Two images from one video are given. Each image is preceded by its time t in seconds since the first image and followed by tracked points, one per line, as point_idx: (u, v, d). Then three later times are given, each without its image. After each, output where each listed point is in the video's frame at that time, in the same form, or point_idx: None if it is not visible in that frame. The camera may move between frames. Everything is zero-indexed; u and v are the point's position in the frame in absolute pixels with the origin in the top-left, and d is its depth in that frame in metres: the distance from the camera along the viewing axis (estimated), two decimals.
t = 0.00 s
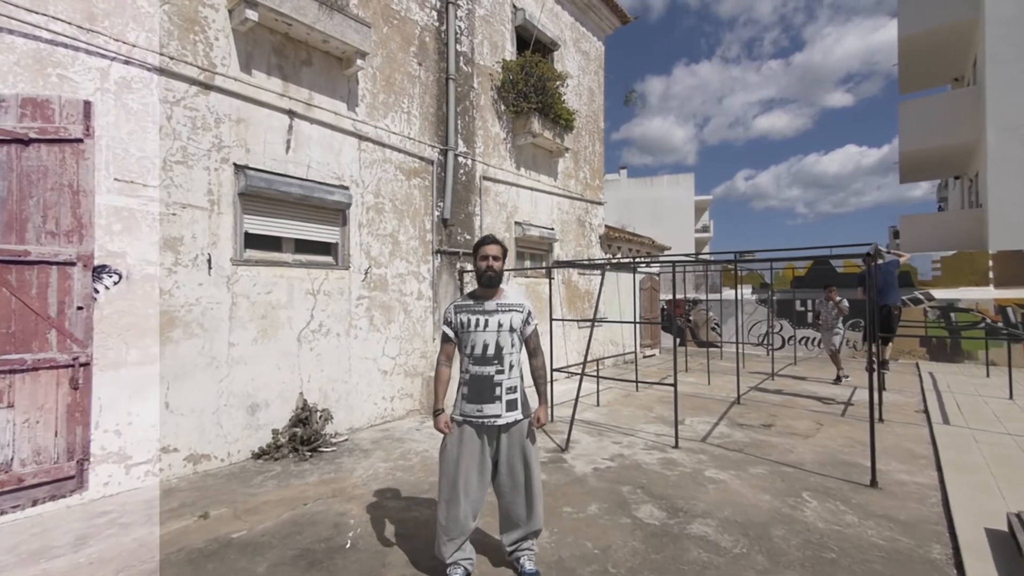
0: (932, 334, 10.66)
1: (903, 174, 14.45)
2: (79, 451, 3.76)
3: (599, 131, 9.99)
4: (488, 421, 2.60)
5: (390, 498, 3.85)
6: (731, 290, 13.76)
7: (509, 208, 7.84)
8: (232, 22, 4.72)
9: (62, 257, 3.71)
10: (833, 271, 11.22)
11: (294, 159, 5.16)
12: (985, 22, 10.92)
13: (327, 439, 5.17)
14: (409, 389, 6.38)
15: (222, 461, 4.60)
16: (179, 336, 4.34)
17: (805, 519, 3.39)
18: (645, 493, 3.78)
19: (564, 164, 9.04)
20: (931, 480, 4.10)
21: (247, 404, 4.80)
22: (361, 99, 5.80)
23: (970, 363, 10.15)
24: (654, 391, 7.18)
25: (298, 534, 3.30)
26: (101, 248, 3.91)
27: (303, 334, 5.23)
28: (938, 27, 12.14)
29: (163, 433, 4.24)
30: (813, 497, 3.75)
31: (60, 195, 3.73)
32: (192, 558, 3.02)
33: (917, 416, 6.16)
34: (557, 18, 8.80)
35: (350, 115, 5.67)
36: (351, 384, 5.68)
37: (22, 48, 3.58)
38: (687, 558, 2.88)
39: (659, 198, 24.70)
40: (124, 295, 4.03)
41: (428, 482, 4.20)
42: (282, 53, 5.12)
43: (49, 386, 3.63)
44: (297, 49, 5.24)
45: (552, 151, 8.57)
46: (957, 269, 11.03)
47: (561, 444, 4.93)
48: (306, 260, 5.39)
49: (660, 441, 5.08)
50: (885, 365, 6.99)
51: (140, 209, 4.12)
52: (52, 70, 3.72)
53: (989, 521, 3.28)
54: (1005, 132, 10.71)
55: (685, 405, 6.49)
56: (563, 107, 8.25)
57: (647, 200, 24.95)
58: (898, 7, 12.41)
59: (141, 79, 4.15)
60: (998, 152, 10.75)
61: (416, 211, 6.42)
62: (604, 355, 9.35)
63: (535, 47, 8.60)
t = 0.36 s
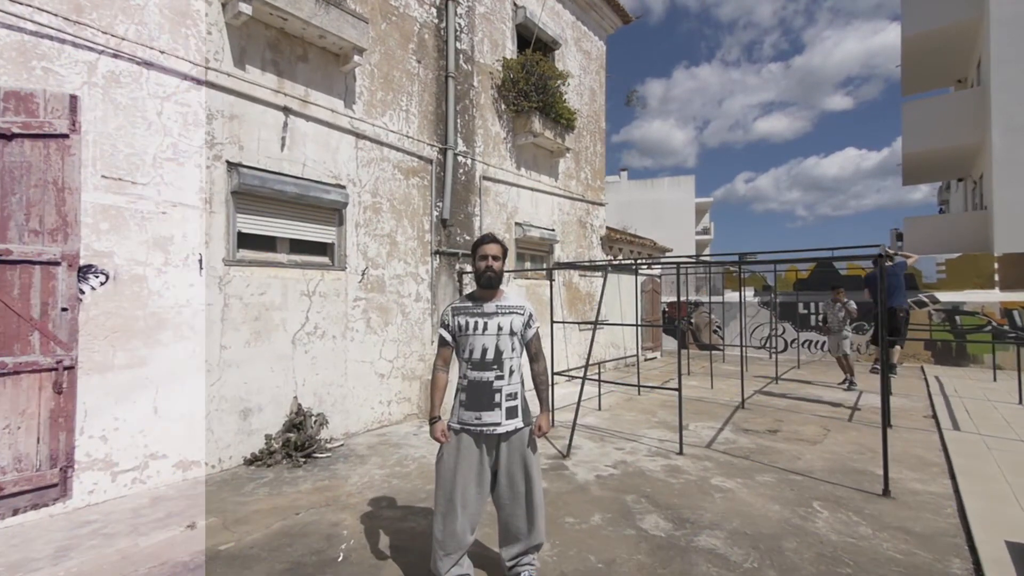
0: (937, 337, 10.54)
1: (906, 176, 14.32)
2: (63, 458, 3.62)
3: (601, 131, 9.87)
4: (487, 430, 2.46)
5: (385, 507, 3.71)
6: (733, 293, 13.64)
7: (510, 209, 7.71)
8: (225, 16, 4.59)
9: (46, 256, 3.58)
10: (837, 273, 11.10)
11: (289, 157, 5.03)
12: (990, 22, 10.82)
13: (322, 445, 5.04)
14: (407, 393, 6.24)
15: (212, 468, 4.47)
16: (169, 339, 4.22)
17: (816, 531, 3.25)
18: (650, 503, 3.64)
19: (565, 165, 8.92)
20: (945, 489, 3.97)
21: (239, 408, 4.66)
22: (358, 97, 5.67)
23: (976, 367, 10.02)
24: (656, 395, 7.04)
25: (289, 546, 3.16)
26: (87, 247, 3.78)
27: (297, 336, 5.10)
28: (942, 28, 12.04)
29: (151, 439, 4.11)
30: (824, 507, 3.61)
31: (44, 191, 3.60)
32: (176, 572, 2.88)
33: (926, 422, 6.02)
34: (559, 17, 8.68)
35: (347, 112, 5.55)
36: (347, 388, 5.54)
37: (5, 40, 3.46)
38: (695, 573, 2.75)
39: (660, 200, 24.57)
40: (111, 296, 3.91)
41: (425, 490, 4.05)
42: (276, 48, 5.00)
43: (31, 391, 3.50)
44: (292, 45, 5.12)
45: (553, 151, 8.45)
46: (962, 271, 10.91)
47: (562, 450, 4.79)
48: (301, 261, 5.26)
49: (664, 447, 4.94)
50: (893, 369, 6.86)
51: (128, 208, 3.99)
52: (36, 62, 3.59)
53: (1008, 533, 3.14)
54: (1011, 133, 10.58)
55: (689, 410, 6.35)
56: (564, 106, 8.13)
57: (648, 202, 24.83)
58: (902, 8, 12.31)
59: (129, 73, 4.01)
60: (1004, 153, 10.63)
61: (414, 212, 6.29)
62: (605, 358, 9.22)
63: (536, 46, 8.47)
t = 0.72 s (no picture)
0: (944, 342, 10.38)
1: (911, 177, 14.17)
2: (44, 467, 3.48)
3: (603, 132, 9.74)
4: (485, 441, 2.31)
5: (380, 519, 3.56)
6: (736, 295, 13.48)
7: (510, 210, 7.57)
8: (218, 10, 4.45)
9: (27, 256, 3.44)
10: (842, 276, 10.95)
11: (284, 155, 4.89)
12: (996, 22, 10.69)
13: (317, 451, 4.89)
14: (405, 398, 6.09)
15: (202, 476, 4.32)
16: (157, 342, 4.07)
17: (832, 546, 3.09)
18: (657, 515, 3.48)
19: (567, 165, 8.78)
20: (964, 501, 3.80)
21: (230, 414, 4.51)
22: (355, 94, 5.54)
23: (984, 372, 9.86)
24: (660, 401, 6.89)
25: (278, 561, 3.01)
26: (71, 247, 3.64)
27: (292, 339, 4.96)
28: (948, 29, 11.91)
29: (139, 447, 3.96)
30: (838, 520, 3.44)
31: (26, 189, 3.46)
32: None
33: (938, 429, 5.86)
34: (561, 15, 8.56)
35: (344, 110, 5.41)
36: (343, 393, 5.39)
37: None
38: None
39: (661, 202, 24.43)
40: (97, 298, 3.76)
41: (422, 501, 3.90)
42: (271, 44, 4.86)
43: (11, 397, 3.36)
44: (287, 40, 4.98)
45: (555, 151, 8.31)
46: (969, 275, 10.76)
47: (564, 458, 4.63)
48: (296, 262, 5.11)
49: (669, 454, 4.78)
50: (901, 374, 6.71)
51: (115, 206, 3.86)
52: (19, 55, 3.46)
53: None
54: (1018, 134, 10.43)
55: (694, 415, 6.19)
56: (566, 106, 7.99)
57: (649, 205, 24.70)
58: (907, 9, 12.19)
59: (117, 66, 3.88)
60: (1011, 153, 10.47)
61: (413, 212, 6.15)
62: (607, 362, 9.06)
63: (538, 44, 8.34)
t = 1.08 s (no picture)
0: (952, 345, 10.21)
1: (916, 179, 14.01)
2: (26, 477, 3.34)
3: (606, 133, 9.60)
4: (485, 455, 2.17)
5: (375, 532, 3.42)
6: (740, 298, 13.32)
7: (512, 211, 7.43)
8: (211, 5, 4.33)
9: (9, 258, 3.31)
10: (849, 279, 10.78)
11: (279, 155, 4.76)
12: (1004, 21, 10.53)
13: (312, 460, 4.74)
14: (403, 404, 5.94)
15: (193, 486, 4.18)
16: (146, 347, 3.94)
17: (850, 563, 2.93)
18: (664, 528, 3.33)
19: (569, 166, 8.64)
20: (985, 513, 3.64)
21: (222, 421, 4.37)
22: (353, 93, 5.41)
23: (994, 376, 9.67)
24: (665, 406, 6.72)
25: None
26: (56, 248, 3.51)
27: (286, 344, 4.82)
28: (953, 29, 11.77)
29: (126, 456, 3.82)
30: (855, 534, 3.28)
31: (9, 188, 3.33)
32: None
33: (952, 436, 5.69)
34: (563, 15, 8.44)
35: (341, 109, 5.28)
36: (340, 399, 5.24)
37: None
38: None
39: (663, 204, 24.28)
40: (83, 302, 3.63)
41: (420, 513, 3.75)
42: (266, 40, 4.73)
43: None
44: (283, 37, 4.84)
45: (557, 152, 8.18)
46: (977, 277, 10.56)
47: (567, 467, 4.48)
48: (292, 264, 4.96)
49: (676, 462, 4.62)
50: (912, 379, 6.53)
51: (103, 207, 3.73)
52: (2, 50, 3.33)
53: None
54: None
55: (700, 422, 6.03)
56: (569, 106, 7.86)
57: (651, 207, 24.56)
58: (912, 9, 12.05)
59: (106, 62, 3.75)
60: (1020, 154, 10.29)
61: (412, 213, 6.01)
62: (610, 366, 8.91)
63: (540, 44, 8.22)
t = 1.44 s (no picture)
0: (963, 348, 10.03)
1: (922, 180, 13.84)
2: (10, 487, 3.23)
3: (609, 133, 9.47)
4: (485, 468, 2.04)
5: (372, 544, 3.29)
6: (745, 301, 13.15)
7: (514, 212, 7.30)
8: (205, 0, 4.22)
9: None
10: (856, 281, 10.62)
11: (276, 154, 4.65)
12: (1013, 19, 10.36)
13: (308, 467, 4.62)
14: (403, 408, 5.82)
15: (185, 495, 4.06)
16: (137, 351, 3.82)
17: None
18: (673, 541, 3.19)
19: (572, 167, 8.51)
20: (1008, 525, 3.48)
21: (216, 427, 4.24)
22: (352, 91, 5.29)
23: (1006, 380, 9.50)
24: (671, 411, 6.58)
25: None
26: (43, 250, 3.40)
27: (283, 347, 4.70)
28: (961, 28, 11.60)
29: (116, 464, 3.71)
30: (873, 547, 3.14)
31: None
32: None
33: (967, 442, 5.53)
34: (565, 14, 8.32)
35: (340, 107, 5.17)
36: (338, 403, 5.12)
37: None
38: None
39: (667, 206, 24.12)
40: (72, 305, 3.52)
41: (419, 523, 3.62)
42: (263, 37, 4.61)
43: None
44: (280, 34, 4.73)
45: (560, 152, 8.05)
46: (988, 279, 10.41)
47: (571, 474, 4.34)
48: (290, 266, 4.83)
49: (683, 470, 4.48)
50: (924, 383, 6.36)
51: (92, 207, 3.62)
52: None
53: None
54: None
55: (707, 427, 5.88)
56: (572, 105, 7.72)
57: (654, 209, 24.40)
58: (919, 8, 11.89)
59: (96, 58, 3.64)
60: None
61: (412, 214, 5.89)
62: (614, 369, 8.76)
63: (542, 43, 8.10)
